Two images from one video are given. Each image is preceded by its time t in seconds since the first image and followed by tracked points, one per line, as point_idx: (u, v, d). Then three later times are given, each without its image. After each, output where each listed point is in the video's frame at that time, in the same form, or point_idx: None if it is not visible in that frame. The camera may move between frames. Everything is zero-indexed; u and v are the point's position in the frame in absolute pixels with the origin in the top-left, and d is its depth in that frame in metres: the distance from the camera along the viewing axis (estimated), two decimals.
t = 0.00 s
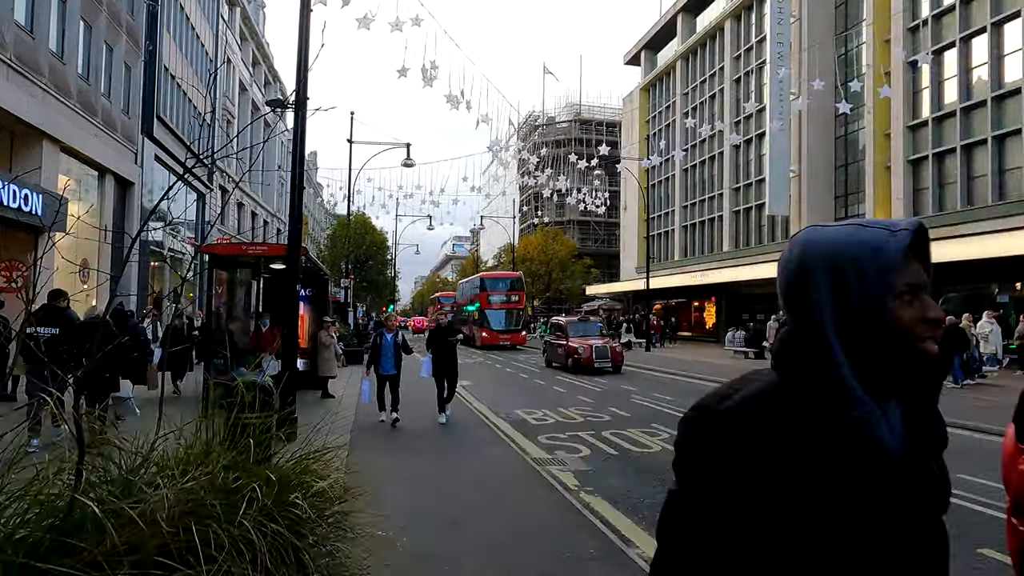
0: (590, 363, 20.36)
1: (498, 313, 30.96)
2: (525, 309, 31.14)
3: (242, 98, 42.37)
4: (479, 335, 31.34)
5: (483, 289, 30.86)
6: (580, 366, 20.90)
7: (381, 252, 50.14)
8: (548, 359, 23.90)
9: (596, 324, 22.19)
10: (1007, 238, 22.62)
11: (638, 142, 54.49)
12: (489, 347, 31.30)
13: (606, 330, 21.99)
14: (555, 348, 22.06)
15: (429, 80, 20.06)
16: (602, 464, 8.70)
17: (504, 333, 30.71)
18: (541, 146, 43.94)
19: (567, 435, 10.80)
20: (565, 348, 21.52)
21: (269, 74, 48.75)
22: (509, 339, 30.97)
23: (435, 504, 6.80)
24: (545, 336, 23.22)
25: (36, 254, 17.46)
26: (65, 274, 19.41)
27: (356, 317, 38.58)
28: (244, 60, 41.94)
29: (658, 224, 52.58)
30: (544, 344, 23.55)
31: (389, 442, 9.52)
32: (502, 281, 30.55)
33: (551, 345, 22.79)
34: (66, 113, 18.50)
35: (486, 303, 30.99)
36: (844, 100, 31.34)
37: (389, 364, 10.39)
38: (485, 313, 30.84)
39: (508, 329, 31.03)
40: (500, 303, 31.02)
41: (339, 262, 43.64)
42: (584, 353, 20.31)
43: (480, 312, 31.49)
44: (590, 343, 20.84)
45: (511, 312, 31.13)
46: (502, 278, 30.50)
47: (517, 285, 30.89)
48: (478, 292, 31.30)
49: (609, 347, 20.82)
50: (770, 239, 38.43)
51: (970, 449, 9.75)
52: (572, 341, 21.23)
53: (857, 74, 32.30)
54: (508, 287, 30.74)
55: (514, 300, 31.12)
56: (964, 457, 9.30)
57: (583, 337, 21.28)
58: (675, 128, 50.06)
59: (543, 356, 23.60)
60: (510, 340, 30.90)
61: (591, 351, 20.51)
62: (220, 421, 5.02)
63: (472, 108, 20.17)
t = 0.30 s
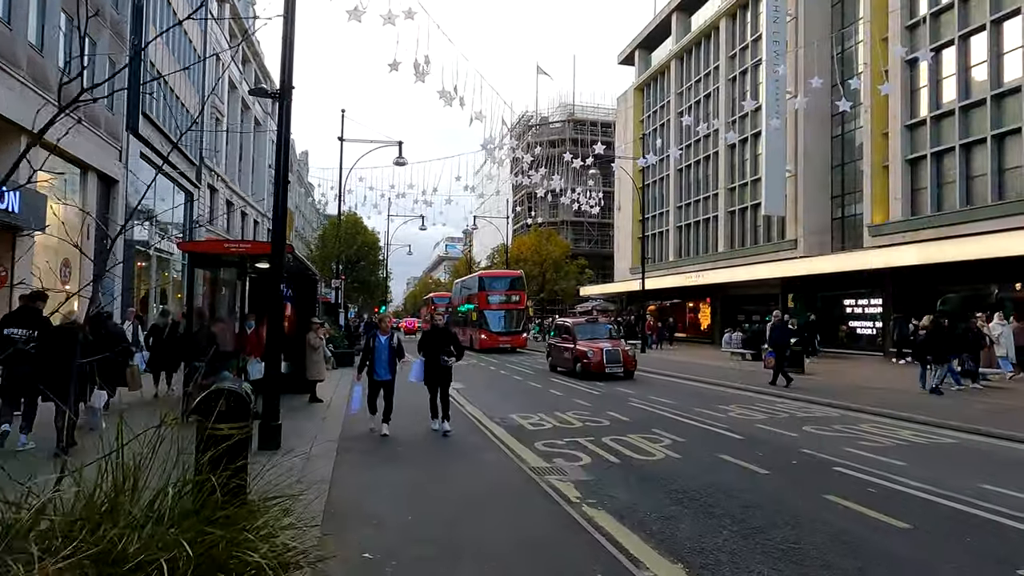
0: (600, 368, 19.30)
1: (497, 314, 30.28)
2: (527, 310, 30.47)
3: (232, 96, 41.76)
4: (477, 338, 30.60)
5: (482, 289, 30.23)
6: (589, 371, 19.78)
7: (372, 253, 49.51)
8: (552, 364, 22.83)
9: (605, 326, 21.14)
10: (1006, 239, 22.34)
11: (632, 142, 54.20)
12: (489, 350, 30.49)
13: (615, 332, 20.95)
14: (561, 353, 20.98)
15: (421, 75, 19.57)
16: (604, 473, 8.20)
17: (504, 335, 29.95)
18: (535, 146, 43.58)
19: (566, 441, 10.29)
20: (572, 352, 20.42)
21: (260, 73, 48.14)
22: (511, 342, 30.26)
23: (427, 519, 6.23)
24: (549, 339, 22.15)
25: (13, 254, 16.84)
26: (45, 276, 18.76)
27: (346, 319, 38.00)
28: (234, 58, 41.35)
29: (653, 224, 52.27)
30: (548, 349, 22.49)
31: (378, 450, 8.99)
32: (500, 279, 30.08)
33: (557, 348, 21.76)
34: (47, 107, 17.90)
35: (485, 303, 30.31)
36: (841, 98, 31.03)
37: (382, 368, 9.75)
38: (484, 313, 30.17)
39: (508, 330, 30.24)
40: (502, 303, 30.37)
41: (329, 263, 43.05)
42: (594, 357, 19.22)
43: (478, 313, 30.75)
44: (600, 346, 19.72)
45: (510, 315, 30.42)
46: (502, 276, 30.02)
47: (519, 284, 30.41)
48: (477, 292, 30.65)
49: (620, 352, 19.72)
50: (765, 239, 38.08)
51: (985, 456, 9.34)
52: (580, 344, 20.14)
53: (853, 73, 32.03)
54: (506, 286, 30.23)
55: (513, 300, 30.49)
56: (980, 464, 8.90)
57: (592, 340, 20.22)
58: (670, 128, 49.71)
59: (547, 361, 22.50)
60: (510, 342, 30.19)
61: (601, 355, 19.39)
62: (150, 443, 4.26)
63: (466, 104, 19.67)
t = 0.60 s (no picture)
0: (626, 375, 17.48)
1: (510, 314, 29.45)
2: (542, 310, 29.58)
3: (236, 95, 41.49)
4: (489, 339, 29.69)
5: (495, 287, 29.40)
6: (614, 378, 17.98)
7: (377, 253, 49.15)
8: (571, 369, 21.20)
9: (630, 328, 19.38)
10: None
11: (640, 141, 53.70)
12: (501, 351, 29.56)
13: (642, 335, 19.16)
14: (582, 357, 19.25)
15: (425, 71, 19.19)
16: (618, 485, 7.75)
17: (517, 337, 29.17)
18: (541, 145, 43.17)
19: (577, 449, 9.83)
20: (595, 357, 18.61)
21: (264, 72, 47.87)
22: (526, 344, 29.41)
23: (429, 538, 5.76)
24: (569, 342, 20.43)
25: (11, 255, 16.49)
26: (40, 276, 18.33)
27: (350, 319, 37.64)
28: (238, 56, 41.06)
29: (661, 224, 51.76)
30: (567, 352, 20.85)
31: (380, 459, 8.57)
32: (514, 276, 29.37)
33: (577, 353, 20.07)
34: (45, 105, 17.58)
35: (498, 303, 29.38)
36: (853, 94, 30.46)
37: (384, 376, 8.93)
38: (497, 313, 29.38)
39: (522, 332, 29.39)
40: (517, 302, 29.49)
41: (333, 263, 42.72)
42: (619, 363, 17.44)
43: (490, 313, 29.84)
44: (626, 351, 17.88)
45: (523, 315, 29.59)
46: (516, 273, 29.41)
47: (535, 282, 29.69)
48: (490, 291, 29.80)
49: (649, 357, 17.88)
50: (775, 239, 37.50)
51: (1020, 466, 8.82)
52: (604, 348, 18.34)
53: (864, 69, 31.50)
54: (520, 284, 29.51)
55: (528, 300, 29.65)
56: (1015, 475, 8.39)
57: (617, 344, 18.38)
58: (678, 127, 49.16)
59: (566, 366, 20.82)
60: (524, 343, 29.36)
61: (628, 360, 17.51)
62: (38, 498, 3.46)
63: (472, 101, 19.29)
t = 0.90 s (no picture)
0: (670, 377, 15.71)
1: (534, 310, 28.63)
2: (567, 307, 28.71)
3: (251, 92, 41.43)
4: (513, 338, 28.83)
5: (518, 282, 28.60)
6: (655, 380, 16.20)
7: (392, 250, 48.90)
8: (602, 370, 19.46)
9: (668, 324, 17.60)
10: None
11: (657, 136, 53.00)
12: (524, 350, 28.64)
13: (682, 332, 17.37)
14: (617, 358, 17.45)
15: (441, 62, 18.74)
16: (649, 487, 7.29)
17: (541, 334, 28.32)
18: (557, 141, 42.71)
19: (602, 449, 9.36)
20: (632, 358, 16.83)
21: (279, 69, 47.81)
22: (550, 342, 28.51)
23: (449, 547, 5.31)
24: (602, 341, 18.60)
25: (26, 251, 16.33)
26: (52, 271, 18.15)
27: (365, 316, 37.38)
28: (253, 54, 40.97)
29: (679, 220, 51.03)
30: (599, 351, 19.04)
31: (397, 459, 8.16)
32: (538, 271, 28.61)
33: (611, 353, 18.24)
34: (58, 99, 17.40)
35: (521, 298, 28.58)
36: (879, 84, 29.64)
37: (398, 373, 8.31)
38: (521, 309, 28.52)
39: (547, 330, 28.49)
40: (541, 297, 28.65)
41: (349, 260, 42.52)
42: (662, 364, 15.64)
43: (513, 309, 28.87)
44: (668, 351, 16.07)
45: (547, 312, 28.70)
46: (540, 268, 28.66)
47: (561, 276, 28.95)
48: (513, 287, 28.95)
49: (694, 357, 16.07)
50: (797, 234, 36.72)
51: None
52: (643, 347, 16.54)
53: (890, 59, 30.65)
54: (544, 278, 28.74)
55: (552, 295, 28.79)
56: None
57: (658, 344, 16.55)
58: (696, 121, 48.41)
59: (597, 367, 19.06)
60: (549, 340, 28.51)
61: (671, 361, 15.72)
62: None
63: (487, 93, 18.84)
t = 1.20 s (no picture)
0: (722, 384, 13.91)
1: (561, 310, 27.36)
2: (596, 306, 27.42)
3: (269, 92, 41.43)
4: (538, 339, 27.63)
5: (544, 280, 27.39)
6: (702, 389, 14.43)
7: (410, 250, 48.66)
8: (638, 377, 17.68)
9: (715, 326, 15.74)
10: None
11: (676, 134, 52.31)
12: (550, 351, 27.37)
13: (730, 335, 15.61)
14: (658, 363, 15.70)
15: (459, 57, 18.35)
16: (682, 502, 6.85)
17: (568, 335, 27.08)
18: (576, 139, 42.27)
19: (630, 458, 8.91)
20: (676, 363, 15.10)
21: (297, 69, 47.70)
22: (577, 343, 27.22)
23: (473, 569, 4.90)
24: (640, 345, 16.83)
25: (39, 250, 16.16)
26: (69, 271, 18.06)
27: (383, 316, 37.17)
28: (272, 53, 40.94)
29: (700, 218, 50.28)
30: (636, 356, 17.26)
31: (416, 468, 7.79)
32: (565, 268, 27.39)
33: (651, 358, 16.44)
34: (74, 98, 17.30)
35: (547, 297, 27.38)
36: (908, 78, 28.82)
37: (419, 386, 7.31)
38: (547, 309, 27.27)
39: (574, 330, 27.28)
40: (569, 296, 27.38)
41: (366, 260, 42.36)
42: (712, 372, 13.87)
43: (538, 309, 27.59)
44: (717, 355, 14.30)
45: (574, 312, 27.40)
46: (567, 265, 27.43)
47: (589, 274, 27.71)
48: (539, 285, 27.70)
49: (747, 362, 14.25)
50: (822, 233, 35.91)
51: None
52: (689, 351, 14.78)
53: (919, 52, 29.79)
54: (571, 276, 27.53)
55: (580, 294, 27.49)
56: None
57: (705, 347, 14.76)
58: (717, 118, 47.62)
59: (633, 373, 17.28)
60: (577, 341, 27.22)
61: (722, 367, 13.95)
62: None
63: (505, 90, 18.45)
